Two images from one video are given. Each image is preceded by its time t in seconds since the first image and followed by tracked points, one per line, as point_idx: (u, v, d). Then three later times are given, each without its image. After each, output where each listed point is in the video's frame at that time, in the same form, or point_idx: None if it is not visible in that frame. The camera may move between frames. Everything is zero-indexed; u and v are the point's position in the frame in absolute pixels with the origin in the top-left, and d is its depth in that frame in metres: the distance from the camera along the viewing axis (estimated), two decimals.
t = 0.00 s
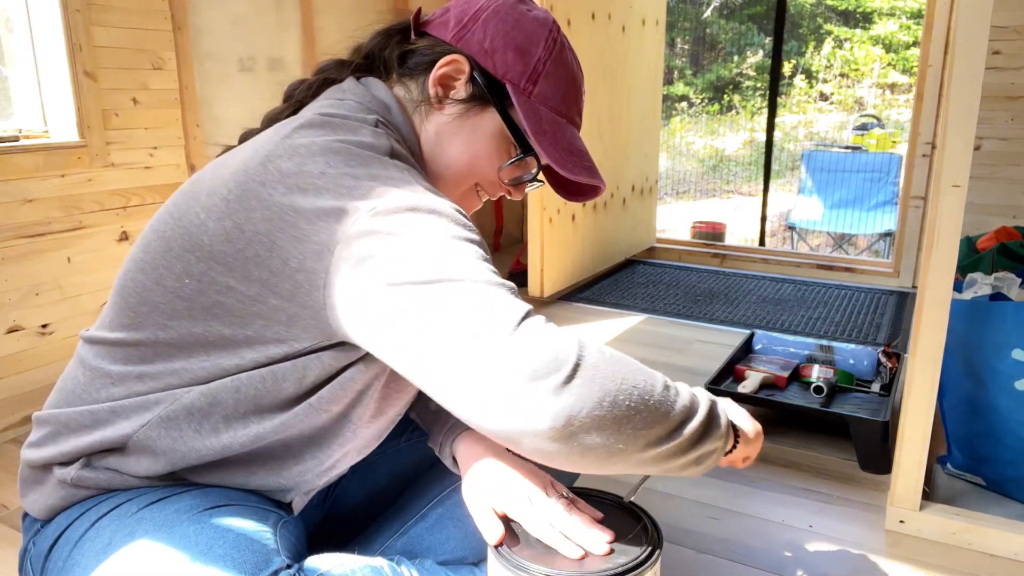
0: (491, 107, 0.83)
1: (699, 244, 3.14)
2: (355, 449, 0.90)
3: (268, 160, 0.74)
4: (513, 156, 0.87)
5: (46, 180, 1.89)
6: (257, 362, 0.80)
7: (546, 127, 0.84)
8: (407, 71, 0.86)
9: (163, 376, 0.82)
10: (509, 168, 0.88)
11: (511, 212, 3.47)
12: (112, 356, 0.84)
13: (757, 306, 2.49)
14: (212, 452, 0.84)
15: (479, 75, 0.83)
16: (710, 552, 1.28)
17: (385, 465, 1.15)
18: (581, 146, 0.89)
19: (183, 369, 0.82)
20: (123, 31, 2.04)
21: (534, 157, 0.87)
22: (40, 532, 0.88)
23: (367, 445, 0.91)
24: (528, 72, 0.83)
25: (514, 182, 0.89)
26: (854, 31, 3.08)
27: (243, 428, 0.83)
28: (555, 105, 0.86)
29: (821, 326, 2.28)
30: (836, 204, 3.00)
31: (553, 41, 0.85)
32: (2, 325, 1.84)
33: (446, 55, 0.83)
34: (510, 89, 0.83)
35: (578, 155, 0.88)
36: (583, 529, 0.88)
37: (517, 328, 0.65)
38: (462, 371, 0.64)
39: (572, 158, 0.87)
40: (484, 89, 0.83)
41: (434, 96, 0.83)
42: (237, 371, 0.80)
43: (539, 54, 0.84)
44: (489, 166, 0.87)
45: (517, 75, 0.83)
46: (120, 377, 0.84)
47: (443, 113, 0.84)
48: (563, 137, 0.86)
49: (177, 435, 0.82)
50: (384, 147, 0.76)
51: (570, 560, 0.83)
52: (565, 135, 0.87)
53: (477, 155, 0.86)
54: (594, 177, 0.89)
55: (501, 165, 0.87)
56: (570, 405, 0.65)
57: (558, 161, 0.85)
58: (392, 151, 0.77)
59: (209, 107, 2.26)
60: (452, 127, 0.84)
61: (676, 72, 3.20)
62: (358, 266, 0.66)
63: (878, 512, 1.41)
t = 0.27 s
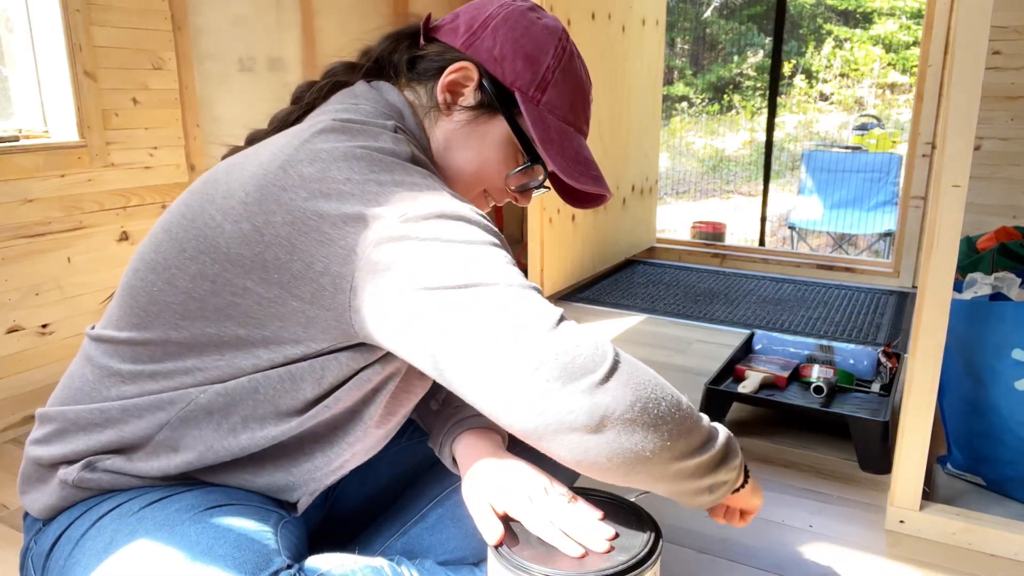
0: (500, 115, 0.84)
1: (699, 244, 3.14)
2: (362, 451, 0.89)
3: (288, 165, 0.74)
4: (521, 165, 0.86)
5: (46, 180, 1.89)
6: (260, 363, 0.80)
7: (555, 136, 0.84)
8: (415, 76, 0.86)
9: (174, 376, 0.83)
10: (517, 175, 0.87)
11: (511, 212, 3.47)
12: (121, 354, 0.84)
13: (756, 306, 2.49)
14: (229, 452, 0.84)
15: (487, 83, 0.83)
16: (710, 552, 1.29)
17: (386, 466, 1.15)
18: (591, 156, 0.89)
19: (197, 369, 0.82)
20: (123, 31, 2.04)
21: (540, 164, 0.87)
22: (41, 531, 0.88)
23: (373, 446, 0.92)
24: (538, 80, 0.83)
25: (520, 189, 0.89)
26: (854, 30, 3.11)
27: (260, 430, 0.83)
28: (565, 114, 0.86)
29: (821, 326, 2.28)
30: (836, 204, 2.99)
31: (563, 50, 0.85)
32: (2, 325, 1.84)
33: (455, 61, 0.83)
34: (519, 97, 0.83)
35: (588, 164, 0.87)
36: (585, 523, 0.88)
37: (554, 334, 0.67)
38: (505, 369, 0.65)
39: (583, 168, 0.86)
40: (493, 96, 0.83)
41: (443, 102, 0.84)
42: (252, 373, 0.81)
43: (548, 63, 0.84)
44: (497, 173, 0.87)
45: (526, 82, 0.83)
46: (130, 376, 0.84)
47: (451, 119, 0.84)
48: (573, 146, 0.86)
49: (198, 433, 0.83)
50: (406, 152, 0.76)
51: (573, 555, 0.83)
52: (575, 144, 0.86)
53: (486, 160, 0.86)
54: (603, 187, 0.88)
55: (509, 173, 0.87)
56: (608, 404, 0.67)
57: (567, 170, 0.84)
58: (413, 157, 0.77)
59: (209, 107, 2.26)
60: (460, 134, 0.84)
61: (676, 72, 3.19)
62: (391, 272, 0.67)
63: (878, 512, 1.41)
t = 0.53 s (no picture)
0: (491, 110, 0.83)
1: (699, 244, 3.14)
2: (358, 452, 0.90)
3: (275, 157, 0.74)
4: (513, 162, 0.86)
5: (46, 180, 1.89)
6: (258, 361, 0.80)
7: (546, 132, 0.84)
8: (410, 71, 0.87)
9: (171, 374, 0.83)
10: (508, 171, 0.87)
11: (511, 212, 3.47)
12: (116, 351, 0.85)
13: (756, 306, 2.49)
14: (227, 452, 0.84)
15: (479, 78, 0.83)
16: (710, 552, 1.29)
17: (386, 466, 1.15)
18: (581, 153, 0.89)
19: (193, 367, 0.82)
20: (123, 31, 2.04)
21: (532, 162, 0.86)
22: (41, 533, 0.88)
23: (372, 446, 0.92)
24: (529, 76, 0.83)
25: (512, 186, 0.89)
26: (854, 30, 3.11)
27: (259, 429, 0.84)
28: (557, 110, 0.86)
29: (821, 326, 2.28)
30: (835, 204, 3.00)
31: (555, 46, 0.85)
32: (2, 325, 1.84)
33: (447, 57, 0.83)
34: (510, 93, 0.83)
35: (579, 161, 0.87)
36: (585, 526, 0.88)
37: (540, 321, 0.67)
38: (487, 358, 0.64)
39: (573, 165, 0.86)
40: (484, 92, 0.83)
41: (435, 98, 0.84)
42: (251, 370, 0.81)
43: (540, 59, 0.84)
44: (488, 170, 0.87)
45: (518, 78, 0.83)
46: (126, 375, 0.84)
47: (443, 115, 0.84)
48: (564, 143, 0.86)
49: (198, 433, 0.84)
50: (393, 146, 0.76)
51: (574, 555, 0.84)
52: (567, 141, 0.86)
53: (477, 157, 0.86)
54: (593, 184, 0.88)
55: (501, 169, 0.87)
56: (588, 392, 0.66)
57: (557, 167, 0.84)
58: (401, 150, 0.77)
59: (209, 107, 2.26)
60: (453, 130, 0.85)
61: (676, 72, 3.21)
62: (371, 264, 0.67)
63: (879, 512, 1.41)
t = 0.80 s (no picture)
0: (445, 84, 0.86)
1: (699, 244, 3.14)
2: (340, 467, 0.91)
3: (192, 112, 0.78)
4: (466, 136, 0.88)
5: (46, 180, 1.89)
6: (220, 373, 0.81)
7: (501, 109, 0.85)
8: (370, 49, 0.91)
9: (140, 373, 0.84)
10: (463, 147, 0.89)
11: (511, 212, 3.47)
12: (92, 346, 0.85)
13: (756, 306, 2.49)
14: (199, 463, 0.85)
15: (435, 53, 0.85)
16: (710, 552, 1.28)
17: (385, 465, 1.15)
18: (540, 130, 0.89)
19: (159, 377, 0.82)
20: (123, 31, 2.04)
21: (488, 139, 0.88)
22: (37, 534, 0.87)
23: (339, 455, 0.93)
24: (485, 52, 0.84)
25: (471, 162, 0.91)
26: (854, 31, 3.08)
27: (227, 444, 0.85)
28: (514, 87, 0.86)
29: (821, 327, 2.27)
30: (835, 204, 3.01)
31: (513, 22, 0.85)
32: (2, 325, 1.84)
33: (405, 32, 0.86)
34: (465, 68, 0.84)
35: (536, 138, 0.88)
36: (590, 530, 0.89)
37: (428, 315, 0.70)
38: (290, 367, 0.61)
39: (529, 142, 0.87)
40: (439, 67, 0.85)
41: (394, 72, 0.87)
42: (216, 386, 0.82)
43: (497, 34, 0.84)
44: (443, 146, 0.90)
45: (473, 54, 0.84)
46: (99, 365, 0.85)
47: (401, 89, 0.88)
48: (520, 119, 0.87)
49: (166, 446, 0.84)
50: (282, 157, 0.72)
51: (579, 533, 0.86)
52: (523, 118, 0.87)
53: (431, 131, 0.89)
54: (551, 161, 0.89)
55: (455, 144, 0.89)
56: (384, 394, 0.61)
57: (511, 144, 0.85)
58: (288, 164, 0.72)
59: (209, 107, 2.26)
60: (410, 104, 0.88)
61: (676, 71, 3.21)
62: (173, 372, 0.64)
63: (879, 512, 1.41)
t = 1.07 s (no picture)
0: (387, 57, 0.87)
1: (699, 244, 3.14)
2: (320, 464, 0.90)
3: (130, 90, 0.89)
4: (413, 107, 0.87)
5: (46, 181, 1.89)
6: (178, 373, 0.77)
7: (443, 77, 0.86)
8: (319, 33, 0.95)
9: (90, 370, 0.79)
10: (412, 120, 0.88)
11: (511, 212, 3.47)
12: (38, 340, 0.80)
13: (757, 306, 2.49)
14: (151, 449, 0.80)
15: (376, 26, 0.87)
16: (710, 552, 1.28)
17: (384, 464, 1.15)
18: (489, 96, 0.89)
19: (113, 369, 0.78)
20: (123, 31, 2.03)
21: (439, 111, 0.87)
22: (33, 531, 0.87)
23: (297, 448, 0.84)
24: (424, 20, 0.86)
25: (422, 134, 0.90)
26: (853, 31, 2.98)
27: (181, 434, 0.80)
28: (457, 54, 0.88)
29: (821, 327, 2.27)
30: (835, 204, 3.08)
31: None
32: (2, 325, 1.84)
33: (347, 9, 0.89)
34: (405, 38, 0.86)
35: (483, 104, 0.88)
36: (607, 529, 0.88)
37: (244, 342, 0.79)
38: (147, 400, 0.77)
39: (474, 108, 0.87)
40: (381, 39, 0.87)
41: (341, 49, 0.90)
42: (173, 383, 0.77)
43: (434, 2, 0.87)
44: (391, 121, 0.90)
45: (412, 23, 0.86)
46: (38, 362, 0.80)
47: (347, 66, 0.91)
48: (464, 86, 0.87)
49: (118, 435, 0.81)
50: (142, 152, 0.82)
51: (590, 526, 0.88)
52: (467, 84, 0.88)
53: (376, 107, 0.89)
54: (499, 127, 0.88)
55: (404, 117, 0.88)
56: (210, 416, 0.76)
57: (455, 110, 0.85)
58: (148, 162, 0.81)
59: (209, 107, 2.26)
60: (352, 81, 0.91)
61: (676, 71, 3.25)
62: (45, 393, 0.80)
63: (878, 512, 1.41)
